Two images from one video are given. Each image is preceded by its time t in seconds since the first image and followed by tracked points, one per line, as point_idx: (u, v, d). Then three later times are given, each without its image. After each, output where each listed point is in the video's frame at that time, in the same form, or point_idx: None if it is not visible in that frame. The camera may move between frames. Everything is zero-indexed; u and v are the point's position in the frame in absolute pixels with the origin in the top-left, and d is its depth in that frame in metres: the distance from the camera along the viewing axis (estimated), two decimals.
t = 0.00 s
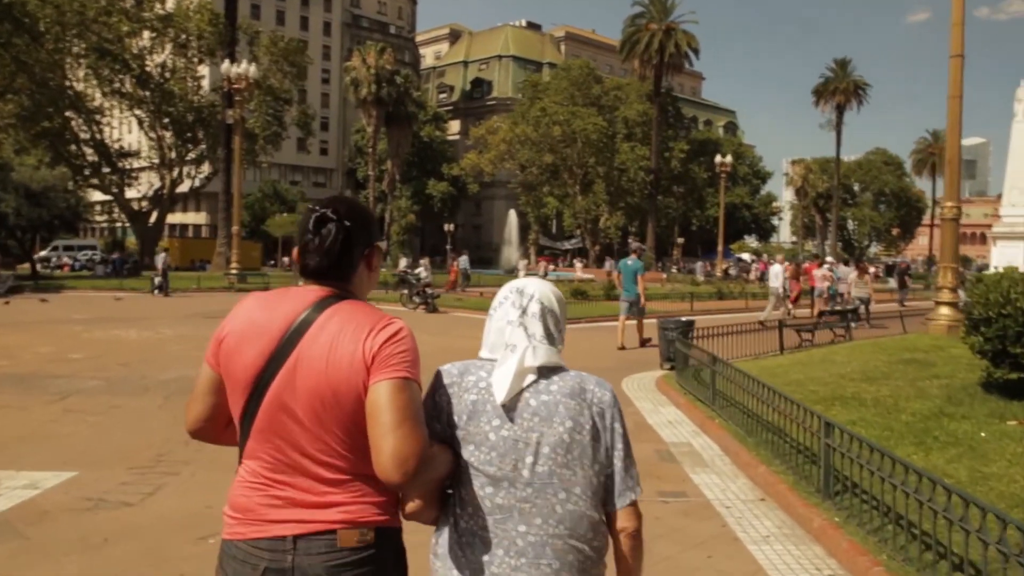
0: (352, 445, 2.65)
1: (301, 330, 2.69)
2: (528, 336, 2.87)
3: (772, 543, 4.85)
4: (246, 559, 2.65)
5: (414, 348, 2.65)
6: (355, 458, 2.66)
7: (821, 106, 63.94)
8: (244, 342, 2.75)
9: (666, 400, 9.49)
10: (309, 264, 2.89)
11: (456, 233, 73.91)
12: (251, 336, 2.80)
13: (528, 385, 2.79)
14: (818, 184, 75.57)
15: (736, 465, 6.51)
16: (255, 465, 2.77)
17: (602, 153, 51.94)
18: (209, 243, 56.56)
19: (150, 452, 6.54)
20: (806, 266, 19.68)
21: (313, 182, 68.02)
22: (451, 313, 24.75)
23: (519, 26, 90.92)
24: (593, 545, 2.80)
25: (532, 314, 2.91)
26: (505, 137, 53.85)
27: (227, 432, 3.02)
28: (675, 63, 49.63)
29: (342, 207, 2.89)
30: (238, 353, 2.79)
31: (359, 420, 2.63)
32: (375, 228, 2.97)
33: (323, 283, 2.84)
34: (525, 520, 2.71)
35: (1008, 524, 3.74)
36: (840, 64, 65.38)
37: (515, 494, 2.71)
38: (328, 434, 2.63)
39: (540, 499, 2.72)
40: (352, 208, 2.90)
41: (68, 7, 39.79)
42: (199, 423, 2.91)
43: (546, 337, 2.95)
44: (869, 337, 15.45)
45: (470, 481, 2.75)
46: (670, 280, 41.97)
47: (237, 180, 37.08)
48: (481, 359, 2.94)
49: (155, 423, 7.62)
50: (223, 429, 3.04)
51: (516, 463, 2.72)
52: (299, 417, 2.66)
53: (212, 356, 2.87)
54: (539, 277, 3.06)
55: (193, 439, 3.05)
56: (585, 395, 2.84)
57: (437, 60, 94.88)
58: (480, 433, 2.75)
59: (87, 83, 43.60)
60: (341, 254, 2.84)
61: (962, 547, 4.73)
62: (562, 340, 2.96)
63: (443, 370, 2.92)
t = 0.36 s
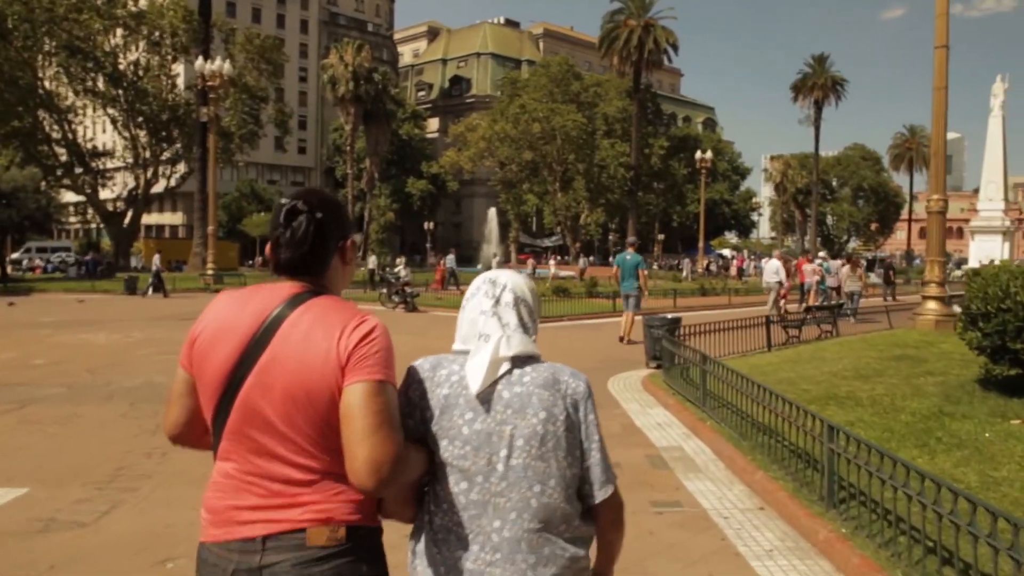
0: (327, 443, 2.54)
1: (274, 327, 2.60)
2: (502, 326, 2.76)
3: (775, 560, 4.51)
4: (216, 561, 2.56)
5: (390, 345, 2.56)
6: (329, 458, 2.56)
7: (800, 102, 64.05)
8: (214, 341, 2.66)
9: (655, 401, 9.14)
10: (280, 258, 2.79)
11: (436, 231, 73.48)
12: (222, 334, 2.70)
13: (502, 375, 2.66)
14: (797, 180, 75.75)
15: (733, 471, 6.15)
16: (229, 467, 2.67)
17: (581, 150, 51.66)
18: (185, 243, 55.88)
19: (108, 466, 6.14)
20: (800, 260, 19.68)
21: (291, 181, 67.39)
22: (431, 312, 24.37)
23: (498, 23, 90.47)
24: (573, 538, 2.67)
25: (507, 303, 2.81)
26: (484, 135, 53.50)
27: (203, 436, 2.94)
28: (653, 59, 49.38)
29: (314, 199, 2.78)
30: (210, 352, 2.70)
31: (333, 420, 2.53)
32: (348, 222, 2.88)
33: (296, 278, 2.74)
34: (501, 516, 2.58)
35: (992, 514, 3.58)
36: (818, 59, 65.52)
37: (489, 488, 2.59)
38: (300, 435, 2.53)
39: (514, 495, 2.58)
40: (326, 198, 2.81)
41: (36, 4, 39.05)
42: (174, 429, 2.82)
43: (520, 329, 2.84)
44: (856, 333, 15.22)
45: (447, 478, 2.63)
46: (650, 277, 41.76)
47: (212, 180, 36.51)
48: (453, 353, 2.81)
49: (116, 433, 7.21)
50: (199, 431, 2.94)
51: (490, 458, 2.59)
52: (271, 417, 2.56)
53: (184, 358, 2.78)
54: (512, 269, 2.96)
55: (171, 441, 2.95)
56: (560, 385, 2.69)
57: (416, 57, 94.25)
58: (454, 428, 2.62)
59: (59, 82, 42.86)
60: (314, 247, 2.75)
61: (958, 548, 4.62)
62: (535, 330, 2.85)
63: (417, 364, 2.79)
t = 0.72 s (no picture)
0: (291, 444, 2.61)
1: (235, 333, 2.65)
2: (460, 326, 2.90)
3: None
4: (189, 561, 2.61)
5: (349, 346, 2.61)
6: (295, 459, 2.62)
7: (780, 102, 64.13)
8: (177, 346, 2.70)
9: (643, 408, 8.87)
10: (238, 263, 2.81)
11: (418, 233, 73.01)
12: (185, 340, 2.74)
13: (461, 374, 2.80)
14: (779, 180, 75.89)
15: (725, 480, 5.93)
16: (200, 469, 2.72)
17: (564, 150, 51.40)
18: (162, 245, 55.13)
19: (65, 483, 5.77)
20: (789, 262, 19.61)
21: (271, 182, 66.77)
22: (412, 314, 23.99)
23: (478, 23, 90.01)
24: (536, 532, 2.78)
25: (462, 303, 2.94)
26: (465, 135, 53.18)
27: (173, 439, 2.98)
28: (635, 60, 49.22)
29: (271, 204, 2.81)
30: (173, 359, 2.73)
31: (295, 421, 2.59)
32: (308, 225, 2.92)
33: (254, 283, 2.77)
34: (463, 514, 2.69)
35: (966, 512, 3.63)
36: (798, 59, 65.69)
37: (451, 489, 2.70)
38: (265, 436, 2.59)
39: (476, 493, 2.70)
40: (281, 203, 2.83)
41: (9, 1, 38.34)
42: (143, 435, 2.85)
43: (478, 326, 2.98)
44: (844, 334, 15.01)
45: (411, 480, 2.74)
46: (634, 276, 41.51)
47: (190, 181, 35.96)
48: (412, 358, 2.92)
49: (77, 446, 6.83)
50: (168, 434, 2.97)
51: (452, 458, 2.72)
52: (237, 420, 2.62)
53: (150, 366, 2.82)
54: (467, 271, 3.08)
55: (143, 445, 2.98)
56: (520, 381, 2.83)
57: (396, 57, 93.61)
58: (417, 432, 2.74)
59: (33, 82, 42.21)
60: (271, 252, 2.77)
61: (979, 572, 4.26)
62: (494, 325, 2.98)
63: (379, 371, 2.90)
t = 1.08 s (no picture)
0: (300, 448, 2.62)
1: (245, 336, 2.67)
2: (469, 328, 2.91)
3: None
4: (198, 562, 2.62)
5: (358, 350, 2.63)
6: (303, 463, 2.64)
7: (765, 103, 64.13)
8: (188, 349, 2.71)
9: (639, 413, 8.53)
10: (253, 268, 2.83)
11: (402, 234, 72.50)
12: (195, 343, 2.76)
13: (469, 376, 2.82)
14: (763, 180, 75.93)
15: (727, 488, 5.69)
16: (207, 472, 2.74)
17: (549, 150, 51.15)
18: (144, 247, 54.50)
19: (26, 500, 5.38)
20: (785, 261, 19.43)
21: (255, 183, 66.18)
22: (397, 316, 23.58)
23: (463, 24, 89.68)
24: (541, 537, 2.83)
25: (472, 305, 2.96)
26: (450, 135, 52.82)
27: (177, 437, 2.98)
28: (620, 60, 49.03)
29: (286, 210, 2.85)
30: (182, 361, 2.75)
31: (305, 424, 2.61)
32: (318, 231, 2.95)
33: (266, 288, 2.80)
34: (470, 518, 2.73)
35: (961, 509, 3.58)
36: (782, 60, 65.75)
37: (458, 492, 2.73)
38: (274, 439, 2.61)
39: (484, 498, 2.74)
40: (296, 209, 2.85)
41: None
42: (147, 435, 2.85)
43: (486, 328, 2.99)
44: (837, 335, 14.80)
45: (416, 482, 2.77)
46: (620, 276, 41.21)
47: (170, 182, 35.47)
48: (422, 358, 2.94)
49: (42, 458, 6.45)
50: (174, 433, 2.98)
51: (459, 463, 2.74)
52: (245, 424, 2.64)
53: (157, 366, 2.84)
54: (477, 274, 3.12)
55: (145, 446, 2.98)
56: (528, 387, 2.86)
57: (381, 58, 93.20)
58: (423, 434, 2.76)
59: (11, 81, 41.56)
60: (287, 259, 2.81)
61: None
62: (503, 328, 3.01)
63: (386, 371, 2.91)
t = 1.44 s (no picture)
0: (322, 436, 2.67)
1: (270, 326, 2.72)
2: (491, 316, 2.89)
3: None
4: (216, 552, 2.66)
5: (384, 339, 2.69)
6: (326, 450, 2.67)
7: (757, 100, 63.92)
8: (212, 338, 2.77)
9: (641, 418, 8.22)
10: (285, 257, 2.91)
11: (393, 232, 72.07)
12: (218, 334, 2.82)
13: (493, 362, 2.79)
14: (755, 177, 75.75)
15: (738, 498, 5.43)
16: (228, 459, 2.79)
17: (541, 147, 50.82)
18: (134, 246, 54.09)
19: None
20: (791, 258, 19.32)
21: (245, 181, 65.72)
22: (390, 315, 23.24)
23: (455, 21, 89.25)
24: (558, 528, 2.78)
25: (495, 294, 2.96)
26: (442, 132, 52.40)
27: (200, 428, 3.04)
28: (613, 57, 48.70)
29: (315, 200, 2.96)
30: (207, 350, 2.81)
31: (329, 415, 2.65)
32: (342, 224, 3.03)
33: (293, 277, 2.88)
34: (492, 505, 2.70)
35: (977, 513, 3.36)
36: (774, 57, 65.59)
37: (479, 480, 2.70)
38: (296, 426, 2.65)
39: (505, 485, 2.70)
40: (323, 201, 2.97)
41: None
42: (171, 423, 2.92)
43: (508, 319, 2.98)
44: (836, 335, 14.55)
45: (437, 471, 2.73)
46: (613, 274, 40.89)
47: (159, 180, 35.10)
48: (445, 346, 2.93)
49: (15, 470, 6.14)
50: (196, 423, 3.04)
51: (481, 451, 2.71)
52: (269, 412, 2.68)
53: (181, 354, 2.91)
54: (500, 268, 3.11)
55: (168, 435, 3.04)
56: (547, 379, 2.82)
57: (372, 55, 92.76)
58: (445, 422, 2.72)
59: None
60: (316, 252, 2.90)
61: None
62: (522, 321, 2.99)
63: (407, 360, 2.88)
